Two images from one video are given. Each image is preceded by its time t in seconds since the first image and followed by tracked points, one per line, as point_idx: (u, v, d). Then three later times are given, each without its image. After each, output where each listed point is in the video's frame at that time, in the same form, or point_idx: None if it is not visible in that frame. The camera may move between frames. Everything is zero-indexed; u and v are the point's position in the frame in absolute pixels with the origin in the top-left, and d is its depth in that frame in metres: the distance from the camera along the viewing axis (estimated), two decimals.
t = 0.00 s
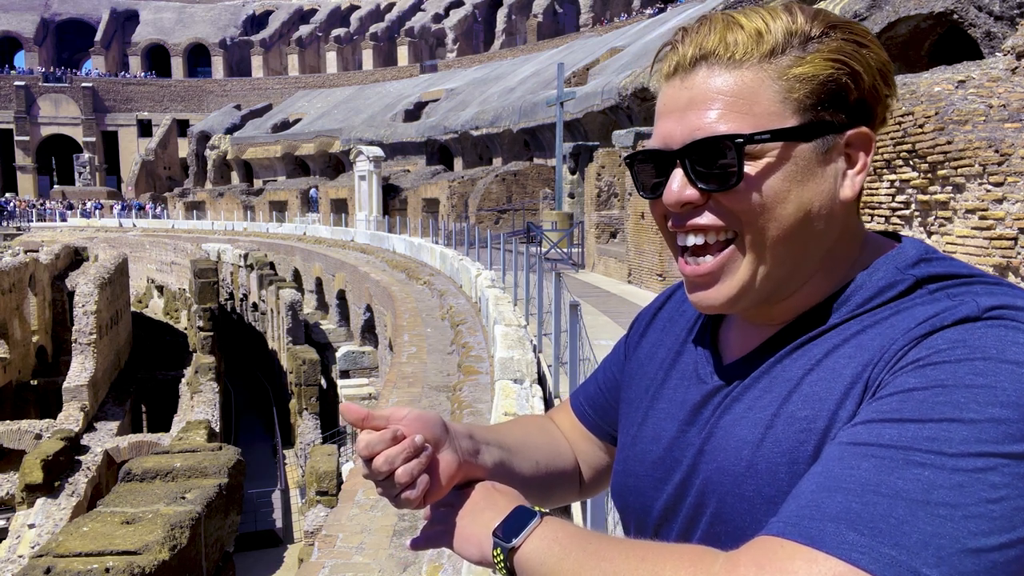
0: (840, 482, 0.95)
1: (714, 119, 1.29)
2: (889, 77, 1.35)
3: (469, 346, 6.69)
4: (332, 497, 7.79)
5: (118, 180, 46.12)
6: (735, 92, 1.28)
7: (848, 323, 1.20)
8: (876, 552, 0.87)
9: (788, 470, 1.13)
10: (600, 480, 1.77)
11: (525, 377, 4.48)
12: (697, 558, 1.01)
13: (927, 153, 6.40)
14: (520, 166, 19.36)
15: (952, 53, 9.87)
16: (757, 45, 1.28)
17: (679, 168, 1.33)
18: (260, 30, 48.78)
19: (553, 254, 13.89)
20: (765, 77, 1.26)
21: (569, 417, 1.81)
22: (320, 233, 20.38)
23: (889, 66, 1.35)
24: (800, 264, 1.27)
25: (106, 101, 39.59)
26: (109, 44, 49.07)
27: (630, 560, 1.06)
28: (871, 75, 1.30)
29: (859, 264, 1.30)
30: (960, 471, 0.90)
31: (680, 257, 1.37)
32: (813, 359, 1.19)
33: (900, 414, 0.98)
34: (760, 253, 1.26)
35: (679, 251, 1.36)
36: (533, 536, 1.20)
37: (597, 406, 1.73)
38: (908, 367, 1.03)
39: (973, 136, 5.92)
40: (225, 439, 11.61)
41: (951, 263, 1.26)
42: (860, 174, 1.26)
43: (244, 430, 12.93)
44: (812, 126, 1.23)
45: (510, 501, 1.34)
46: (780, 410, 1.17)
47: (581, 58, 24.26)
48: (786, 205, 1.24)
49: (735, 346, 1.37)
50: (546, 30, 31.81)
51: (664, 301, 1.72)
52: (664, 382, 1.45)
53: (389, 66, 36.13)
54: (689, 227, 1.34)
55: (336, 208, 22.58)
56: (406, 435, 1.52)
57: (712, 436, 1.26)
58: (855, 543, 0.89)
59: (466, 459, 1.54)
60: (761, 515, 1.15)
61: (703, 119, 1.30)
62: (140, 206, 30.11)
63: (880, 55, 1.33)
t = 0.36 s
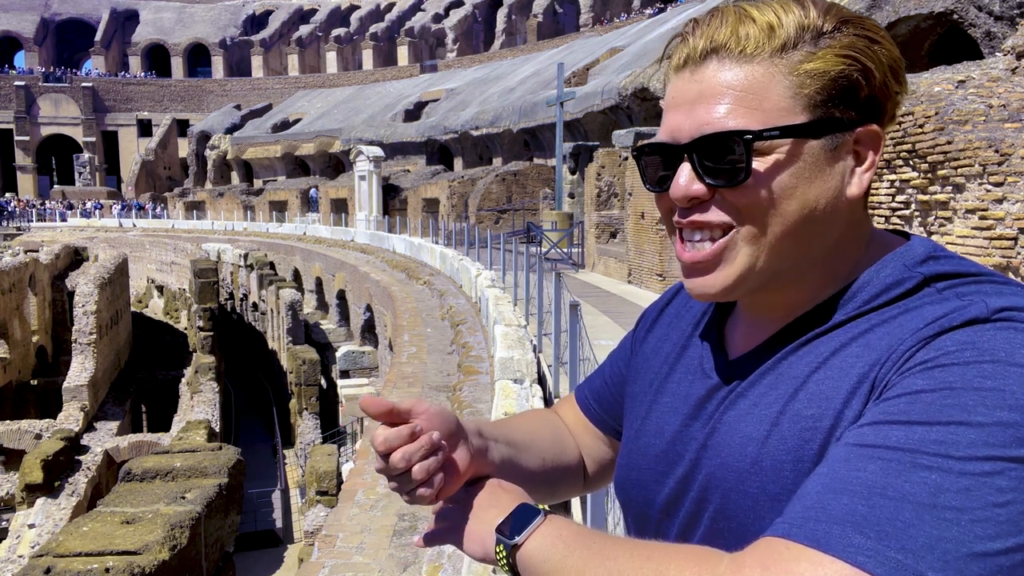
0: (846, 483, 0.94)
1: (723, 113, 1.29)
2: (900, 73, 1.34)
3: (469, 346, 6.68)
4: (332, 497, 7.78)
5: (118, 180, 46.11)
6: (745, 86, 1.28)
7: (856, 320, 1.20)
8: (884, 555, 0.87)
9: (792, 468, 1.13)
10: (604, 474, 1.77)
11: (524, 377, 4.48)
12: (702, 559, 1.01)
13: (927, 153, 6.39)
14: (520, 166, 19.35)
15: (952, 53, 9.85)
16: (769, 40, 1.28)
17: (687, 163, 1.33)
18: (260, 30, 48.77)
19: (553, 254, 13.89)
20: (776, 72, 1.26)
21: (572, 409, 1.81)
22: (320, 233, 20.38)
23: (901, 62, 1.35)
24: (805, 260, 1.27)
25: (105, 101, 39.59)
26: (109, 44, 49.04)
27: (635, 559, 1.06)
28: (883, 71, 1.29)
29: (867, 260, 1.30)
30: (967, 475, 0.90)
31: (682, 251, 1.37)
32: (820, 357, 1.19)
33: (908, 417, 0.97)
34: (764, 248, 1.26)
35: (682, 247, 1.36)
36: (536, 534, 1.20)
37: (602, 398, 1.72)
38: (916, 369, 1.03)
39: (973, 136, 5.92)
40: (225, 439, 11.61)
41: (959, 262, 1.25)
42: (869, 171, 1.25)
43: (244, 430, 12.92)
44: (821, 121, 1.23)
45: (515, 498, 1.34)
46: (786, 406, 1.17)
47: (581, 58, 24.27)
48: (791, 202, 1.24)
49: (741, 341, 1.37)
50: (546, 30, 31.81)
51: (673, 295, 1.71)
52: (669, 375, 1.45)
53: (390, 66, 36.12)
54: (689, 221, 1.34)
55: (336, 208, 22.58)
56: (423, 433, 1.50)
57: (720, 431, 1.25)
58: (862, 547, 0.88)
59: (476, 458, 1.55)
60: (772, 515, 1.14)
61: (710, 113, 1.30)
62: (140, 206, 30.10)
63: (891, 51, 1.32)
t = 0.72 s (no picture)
0: (851, 484, 0.94)
1: (697, 106, 1.30)
2: (892, 52, 1.27)
3: (469, 346, 6.69)
4: (332, 497, 7.78)
5: (118, 180, 46.12)
6: (714, 79, 1.29)
7: (853, 310, 1.19)
8: (888, 557, 0.87)
9: (791, 462, 1.12)
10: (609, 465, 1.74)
11: (525, 377, 4.48)
12: (705, 561, 1.01)
13: (927, 153, 6.39)
14: (520, 166, 19.35)
15: (952, 53, 9.87)
16: (733, 33, 1.30)
17: (662, 154, 1.35)
18: (260, 29, 48.77)
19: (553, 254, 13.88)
20: (740, 66, 1.27)
21: (583, 401, 1.79)
22: (320, 233, 20.38)
23: (896, 40, 1.28)
24: (772, 251, 1.27)
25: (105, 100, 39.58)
26: (109, 44, 49.03)
27: (636, 557, 1.06)
28: (865, 50, 1.24)
29: (861, 251, 1.26)
30: (973, 477, 0.90)
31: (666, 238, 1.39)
32: (821, 348, 1.18)
33: (913, 417, 0.96)
34: (724, 239, 1.28)
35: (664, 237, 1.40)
36: (537, 534, 1.20)
37: (612, 386, 1.70)
38: (921, 367, 1.02)
39: (973, 136, 5.92)
40: (225, 439, 11.60)
41: (967, 255, 1.22)
42: (845, 159, 1.21)
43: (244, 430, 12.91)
44: (786, 110, 1.22)
45: (486, 492, 1.35)
46: (787, 396, 1.16)
47: (581, 58, 24.27)
48: (744, 194, 1.25)
49: (743, 328, 1.38)
50: (546, 30, 31.82)
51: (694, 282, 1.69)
52: (672, 360, 1.45)
53: (389, 66, 36.12)
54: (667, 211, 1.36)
55: (336, 208, 22.58)
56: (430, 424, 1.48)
57: (719, 418, 1.25)
58: (867, 549, 0.88)
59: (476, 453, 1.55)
60: (768, 502, 1.14)
61: (679, 109, 1.32)
62: (140, 206, 30.10)
63: (885, 32, 1.27)
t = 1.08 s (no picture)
0: (837, 481, 0.94)
1: (700, 96, 1.30)
2: (896, 46, 1.28)
3: (469, 346, 6.69)
4: (332, 497, 7.78)
5: (118, 180, 46.13)
6: (720, 68, 1.29)
7: (842, 299, 1.18)
8: (875, 555, 0.87)
9: (774, 452, 1.12)
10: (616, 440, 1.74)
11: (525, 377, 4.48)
12: (697, 561, 1.01)
13: (927, 153, 6.40)
14: (520, 166, 19.35)
15: (952, 52, 9.87)
16: (739, 24, 1.29)
17: (665, 141, 1.35)
18: (260, 30, 48.74)
19: (554, 254, 13.88)
20: (746, 56, 1.27)
21: (592, 378, 1.77)
22: (320, 233, 20.38)
23: (899, 35, 1.28)
24: (778, 238, 1.27)
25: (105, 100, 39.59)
26: (109, 44, 48.98)
27: (629, 558, 1.06)
28: (869, 42, 1.24)
29: (861, 240, 1.26)
30: (959, 471, 0.90)
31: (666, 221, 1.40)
32: (812, 337, 1.17)
33: (900, 412, 0.96)
34: (728, 225, 1.28)
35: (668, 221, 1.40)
36: (535, 534, 1.19)
37: (623, 368, 1.69)
38: (906, 361, 1.01)
39: (973, 136, 5.93)
40: (225, 439, 11.60)
41: (961, 246, 1.21)
42: (846, 150, 1.21)
43: (244, 430, 12.90)
44: (790, 100, 1.22)
45: (492, 491, 1.32)
46: (776, 383, 1.15)
47: (581, 58, 24.25)
48: (747, 182, 1.24)
49: (744, 313, 1.37)
50: (546, 31, 31.82)
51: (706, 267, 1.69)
52: (672, 349, 1.45)
53: (390, 66, 36.12)
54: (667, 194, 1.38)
55: (336, 208, 22.58)
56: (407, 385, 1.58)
57: (708, 405, 1.24)
58: (857, 547, 0.88)
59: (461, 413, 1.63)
60: (750, 484, 1.14)
61: (685, 97, 1.31)
62: (140, 206, 30.09)
63: (888, 25, 1.27)
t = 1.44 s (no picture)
0: (843, 483, 0.93)
1: (725, 84, 1.29)
2: (915, 46, 1.30)
3: (469, 346, 6.69)
4: (332, 497, 7.78)
5: (118, 180, 46.10)
6: (744, 58, 1.28)
7: (848, 300, 1.18)
8: (882, 557, 0.87)
9: (780, 451, 1.12)
10: (606, 434, 1.75)
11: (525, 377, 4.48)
12: (700, 562, 1.00)
13: (927, 153, 6.40)
14: (520, 166, 19.35)
15: (951, 52, 9.87)
16: (768, 13, 1.28)
17: (687, 132, 1.34)
18: (260, 30, 48.71)
19: (554, 254, 13.89)
20: (775, 47, 1.26)
21: (582, 373, 1.78)
22: (320, 233, 20.38)
23: (915, 35, 1.31)
24: (801, 235, 1.27)
25: (105, 100, 39.60)
26: (109, 44, 48.93)
27: (634, 557, 1.06)
28: (891, 40, 1.26)
29: (875, 236, 1.27)
30: (965, 474, 0.90)
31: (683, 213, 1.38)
32: (817, 338, 1.17)
33: (906, 414, 0.96)
34: (755, 219, 1.27)
35: (684, 212, 1.38)
36: (535, 534, 1.20)
37: (618, 366, 1.70)
38: (913, 362, 1.01)
39: (974, 136, 5.93)
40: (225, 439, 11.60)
41: (965, 248, 1.22)
42: (870, 144, 1.22)
43: (244, 430, 12.91)
44: (816, 94, 1.22)
45: (501, 490, 1.31)
46: (782, 383, 1.15)
47: (581, 58, 24.26)
48: (776, 174, 1.24)
49: (748, 312, 1.37)
50: (546, 30, 31.82)
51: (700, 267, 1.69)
52: (674, 346, 1.45)
53: (390, 65, 36.11)
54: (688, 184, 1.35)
55: (336, 208, 22.58)
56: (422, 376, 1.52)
57: (712, 404, 1.24)
58: (863, 549, 0.88)
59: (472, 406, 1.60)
60: (754, 484, 1.14)
61: (712, 84, 1.30)
62: (140, 206, 30.08)
63: (906, 25, 1.29)
